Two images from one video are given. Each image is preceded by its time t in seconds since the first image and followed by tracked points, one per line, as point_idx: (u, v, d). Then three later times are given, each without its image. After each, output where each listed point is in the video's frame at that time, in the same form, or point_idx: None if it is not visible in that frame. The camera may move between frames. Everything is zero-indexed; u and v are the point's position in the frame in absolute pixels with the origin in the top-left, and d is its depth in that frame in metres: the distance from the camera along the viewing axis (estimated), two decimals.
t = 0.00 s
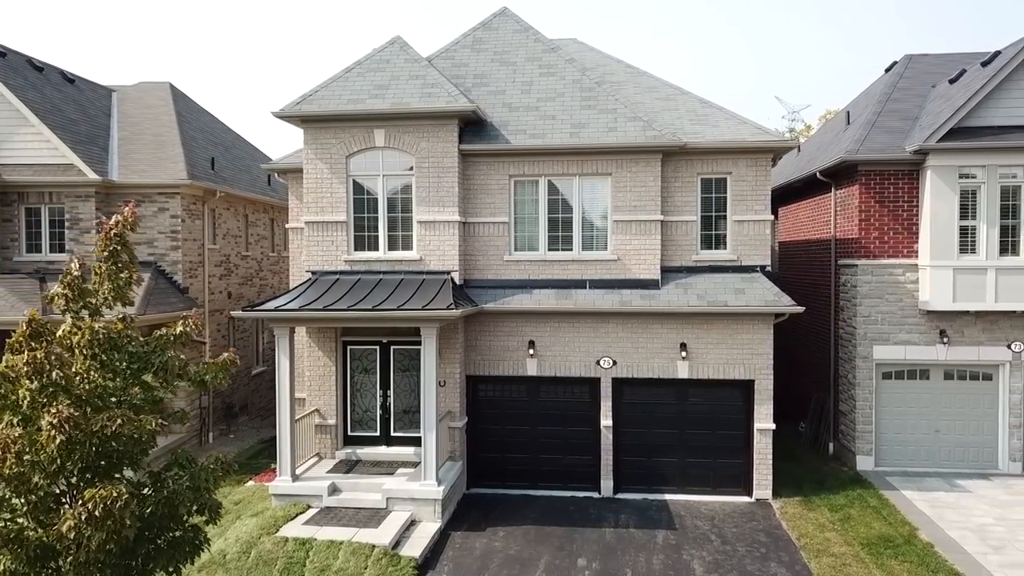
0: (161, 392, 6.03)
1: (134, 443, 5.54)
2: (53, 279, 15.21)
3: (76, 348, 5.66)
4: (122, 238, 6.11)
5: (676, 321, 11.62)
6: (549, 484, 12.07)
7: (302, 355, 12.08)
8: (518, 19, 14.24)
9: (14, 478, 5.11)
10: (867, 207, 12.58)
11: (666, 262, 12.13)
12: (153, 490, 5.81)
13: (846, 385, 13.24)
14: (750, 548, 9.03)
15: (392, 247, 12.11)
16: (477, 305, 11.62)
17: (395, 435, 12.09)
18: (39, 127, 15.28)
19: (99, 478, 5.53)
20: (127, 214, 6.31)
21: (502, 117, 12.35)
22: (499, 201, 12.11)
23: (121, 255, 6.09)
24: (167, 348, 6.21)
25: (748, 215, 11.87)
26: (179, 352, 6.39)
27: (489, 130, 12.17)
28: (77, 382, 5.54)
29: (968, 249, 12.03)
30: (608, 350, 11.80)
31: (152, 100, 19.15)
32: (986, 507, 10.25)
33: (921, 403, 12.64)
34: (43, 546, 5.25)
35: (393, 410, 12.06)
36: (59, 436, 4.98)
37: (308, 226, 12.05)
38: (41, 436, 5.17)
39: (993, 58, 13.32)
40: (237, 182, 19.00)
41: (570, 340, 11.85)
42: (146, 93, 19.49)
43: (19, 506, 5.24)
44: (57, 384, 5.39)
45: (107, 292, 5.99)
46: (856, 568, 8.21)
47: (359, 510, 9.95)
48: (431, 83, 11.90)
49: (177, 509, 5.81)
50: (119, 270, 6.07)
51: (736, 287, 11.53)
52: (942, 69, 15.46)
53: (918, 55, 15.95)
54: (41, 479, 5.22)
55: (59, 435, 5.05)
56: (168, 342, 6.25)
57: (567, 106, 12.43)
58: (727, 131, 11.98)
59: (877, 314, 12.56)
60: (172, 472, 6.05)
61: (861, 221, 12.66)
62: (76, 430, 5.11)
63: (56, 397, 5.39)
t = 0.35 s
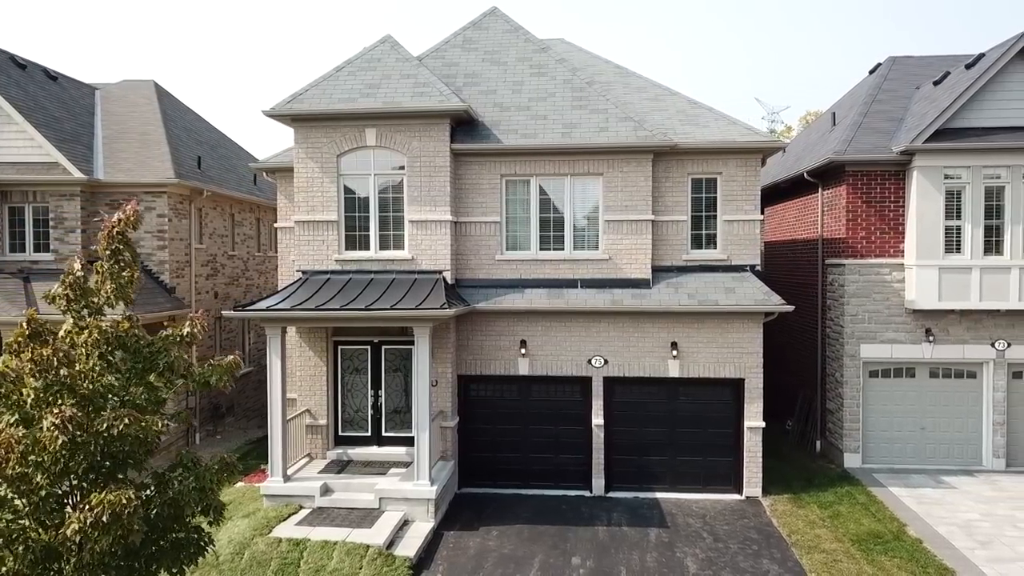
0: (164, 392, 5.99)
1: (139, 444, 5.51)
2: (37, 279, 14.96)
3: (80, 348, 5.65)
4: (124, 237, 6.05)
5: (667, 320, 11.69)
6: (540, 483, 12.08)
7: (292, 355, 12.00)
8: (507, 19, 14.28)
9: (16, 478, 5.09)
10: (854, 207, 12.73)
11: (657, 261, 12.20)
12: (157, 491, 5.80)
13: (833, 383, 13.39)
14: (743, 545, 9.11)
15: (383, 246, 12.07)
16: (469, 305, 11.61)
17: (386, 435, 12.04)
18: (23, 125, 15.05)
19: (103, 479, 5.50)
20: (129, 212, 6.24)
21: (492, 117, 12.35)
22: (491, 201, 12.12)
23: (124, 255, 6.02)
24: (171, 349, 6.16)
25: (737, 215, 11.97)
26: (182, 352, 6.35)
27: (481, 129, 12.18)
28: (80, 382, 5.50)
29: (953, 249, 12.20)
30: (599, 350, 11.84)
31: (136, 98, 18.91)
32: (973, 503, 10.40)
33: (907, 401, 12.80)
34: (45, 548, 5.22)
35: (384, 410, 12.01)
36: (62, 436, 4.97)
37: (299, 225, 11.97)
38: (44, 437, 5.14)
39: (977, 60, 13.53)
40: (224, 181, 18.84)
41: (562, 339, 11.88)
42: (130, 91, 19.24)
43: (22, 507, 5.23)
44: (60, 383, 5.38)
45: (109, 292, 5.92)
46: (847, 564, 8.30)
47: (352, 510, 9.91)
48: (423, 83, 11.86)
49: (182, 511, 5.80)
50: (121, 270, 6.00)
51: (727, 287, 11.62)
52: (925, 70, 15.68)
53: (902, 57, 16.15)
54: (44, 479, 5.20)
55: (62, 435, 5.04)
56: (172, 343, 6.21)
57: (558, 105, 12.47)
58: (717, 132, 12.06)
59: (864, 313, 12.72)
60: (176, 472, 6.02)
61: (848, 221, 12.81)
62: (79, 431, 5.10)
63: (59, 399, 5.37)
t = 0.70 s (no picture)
0: (168, 393, 6.04)
1: (143, 444, 5.57)
2: (23, 279, 14.69)
3: (86, 347, 5.69)
4: (129, 236, 6.07)
5: (660, 320, 11.74)
6: (533, 483, 12.05)
7: (284, 355, 11.91)
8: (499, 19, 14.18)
9: (20, 479, 5.13)
10: (842, 207, 12.85)
11: (650, 261, 12.25)
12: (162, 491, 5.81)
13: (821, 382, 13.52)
14: (736, 543, 9.17)
15: (375, 246, 12.00)
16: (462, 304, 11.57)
17: (379, 435, 11.98)
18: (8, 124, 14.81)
19: (108, 480, 5.55)
20: (133, 211, 6.24)
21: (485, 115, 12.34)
22: (484, 200, 12.11)
23: (128, 253, 6.02)
24: (176, 349, 6.16)
25: (729, 214, 12.05)
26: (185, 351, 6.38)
27: (474, 128, 12.15)
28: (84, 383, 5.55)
29: (940, 248, 12.33)
30: (592, 349, 11.85)
31: (121, 96, 18.65)
32: (961, 499, 10.54)
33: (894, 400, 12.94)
34: (50, 549, 5.31)
35: (377, 410, 11.95)
36: (69, 435, 5.01)
37: (290, 225, 11.88)
38: (49, 438, 5.21)
39: (964, 63, 13.67)
40: (212, 180, 18.66)
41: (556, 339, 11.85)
42: (115, 89, 18.97)
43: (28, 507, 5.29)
44: (64, 384, 5.39)
45: (113, 291, 5.92)
46: (840, 560, 8.39)
47: (345, 511, 9.85)
48: (416, 82, 11.79)
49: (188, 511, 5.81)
50: (126, 269, 6.00)
51: (720, 286, 11.68)
52: (912, 72, 15.81)
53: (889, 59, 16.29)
54: (49, 480, 5.26)
55: (68, 436, 5.07)
56: (178, 342, 6.20)
57: (552, 105, 12.41)
58: (709, 132, 12.12)
59: (852, 312, 12.85)
60: (179, 471, 6.02)
61: (836, 222, 12.95)
62: (85, 431, 5.12)
63: (65, 401, 5.38)
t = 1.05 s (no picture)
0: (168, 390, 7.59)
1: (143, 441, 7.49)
2: None
3: (92, 344, 6.96)
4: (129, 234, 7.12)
5: (655, 320, 11.83)
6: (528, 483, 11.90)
7: (279, 358, 11.11)
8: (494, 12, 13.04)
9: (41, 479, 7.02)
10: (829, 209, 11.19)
11: (643, 261, 11.94)
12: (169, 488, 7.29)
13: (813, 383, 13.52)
14: (732, 541, 9.28)
15: (368, 246, 11.89)
16: (456, 304, 11.48)
17: (372, 436, 11.97)
18: None
19: (117, 475, 7.25)
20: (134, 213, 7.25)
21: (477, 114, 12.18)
22: (478, 200, 12.03)
23: (129, 249, 7.06)
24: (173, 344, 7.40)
25: (722, 214, 12.02)
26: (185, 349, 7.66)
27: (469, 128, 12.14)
28: (89, 386, 7.12)
29: (927, 248, 10.85)
30: (588, 348, 11.75)
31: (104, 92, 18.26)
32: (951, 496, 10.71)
33: (886, 401, 11.79)
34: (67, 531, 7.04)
35: (372, 412, 12.12)
36: (76, 440, 7.10)
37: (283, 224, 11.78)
38: (53, 441, 7.11)
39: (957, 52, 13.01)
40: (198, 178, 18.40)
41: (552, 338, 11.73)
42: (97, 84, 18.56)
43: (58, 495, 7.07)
44: (68, 386, 7.06)
45: (117, 290, 7.12)
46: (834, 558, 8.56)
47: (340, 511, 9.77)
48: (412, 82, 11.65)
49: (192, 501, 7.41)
50: (126, 267, 7.01)
51: (713, 284, 11.78)
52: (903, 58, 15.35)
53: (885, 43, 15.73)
54: (54, 483, 7.02)
55: (76, 438, 7.15)
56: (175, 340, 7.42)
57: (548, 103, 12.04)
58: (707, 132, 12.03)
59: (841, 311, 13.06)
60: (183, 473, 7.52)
61: (777, 219, 11.94)
62: (89, 435, 7.16)
63: (70, 402, 7.16)
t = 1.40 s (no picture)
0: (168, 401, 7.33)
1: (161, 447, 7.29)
2: None
3: (107, 336, 6.86)
4: (139, 231, 6.96)
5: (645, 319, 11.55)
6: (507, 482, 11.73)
7: (273, 360, 8.58)
8: None
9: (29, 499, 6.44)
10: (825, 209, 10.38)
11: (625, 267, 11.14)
12: (180, 500, 7.37)
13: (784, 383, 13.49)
14: (728, 542, 9.29)
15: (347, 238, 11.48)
16: (452, 308, 9.87)
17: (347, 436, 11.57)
18: None
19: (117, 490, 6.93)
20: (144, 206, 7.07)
21: (474, 112, 9.46)
22: (464, 194, 9.61)
23: (139, 248, 6.95)
24: (194, 345, 7.55)
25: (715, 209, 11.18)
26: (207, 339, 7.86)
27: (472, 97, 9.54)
28: (77, 402, 6.73)
29: (918, 247, 10.25)
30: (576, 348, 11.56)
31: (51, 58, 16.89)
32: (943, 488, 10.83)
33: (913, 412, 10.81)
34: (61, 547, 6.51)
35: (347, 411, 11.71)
36: (92, 442, 6.85)
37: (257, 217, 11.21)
38: (68, 441, 6.70)
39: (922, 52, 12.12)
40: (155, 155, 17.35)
41: (559, 335, 9.94)
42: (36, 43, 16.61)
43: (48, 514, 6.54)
44: (40, 404, 6.55)
45: (130, 288, 6.91)
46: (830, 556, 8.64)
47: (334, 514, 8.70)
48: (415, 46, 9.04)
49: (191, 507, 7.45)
50: (141, 261, 6.95)
51: (708, 282, 10.15)
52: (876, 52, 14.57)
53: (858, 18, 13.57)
54: (68, 489, 6.63)
55: (89, 439, 6.89)
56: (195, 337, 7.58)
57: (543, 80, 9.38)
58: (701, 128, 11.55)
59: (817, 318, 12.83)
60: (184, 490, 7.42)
61: (769, 215, 10.07)
62: (99, 433, 6.87)
63: (84, 401, 6.77)
